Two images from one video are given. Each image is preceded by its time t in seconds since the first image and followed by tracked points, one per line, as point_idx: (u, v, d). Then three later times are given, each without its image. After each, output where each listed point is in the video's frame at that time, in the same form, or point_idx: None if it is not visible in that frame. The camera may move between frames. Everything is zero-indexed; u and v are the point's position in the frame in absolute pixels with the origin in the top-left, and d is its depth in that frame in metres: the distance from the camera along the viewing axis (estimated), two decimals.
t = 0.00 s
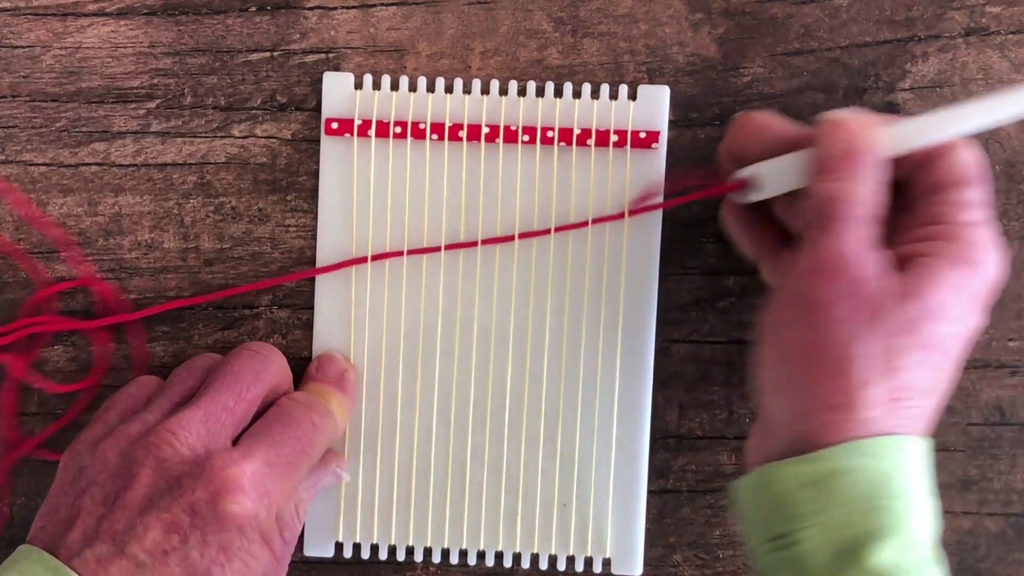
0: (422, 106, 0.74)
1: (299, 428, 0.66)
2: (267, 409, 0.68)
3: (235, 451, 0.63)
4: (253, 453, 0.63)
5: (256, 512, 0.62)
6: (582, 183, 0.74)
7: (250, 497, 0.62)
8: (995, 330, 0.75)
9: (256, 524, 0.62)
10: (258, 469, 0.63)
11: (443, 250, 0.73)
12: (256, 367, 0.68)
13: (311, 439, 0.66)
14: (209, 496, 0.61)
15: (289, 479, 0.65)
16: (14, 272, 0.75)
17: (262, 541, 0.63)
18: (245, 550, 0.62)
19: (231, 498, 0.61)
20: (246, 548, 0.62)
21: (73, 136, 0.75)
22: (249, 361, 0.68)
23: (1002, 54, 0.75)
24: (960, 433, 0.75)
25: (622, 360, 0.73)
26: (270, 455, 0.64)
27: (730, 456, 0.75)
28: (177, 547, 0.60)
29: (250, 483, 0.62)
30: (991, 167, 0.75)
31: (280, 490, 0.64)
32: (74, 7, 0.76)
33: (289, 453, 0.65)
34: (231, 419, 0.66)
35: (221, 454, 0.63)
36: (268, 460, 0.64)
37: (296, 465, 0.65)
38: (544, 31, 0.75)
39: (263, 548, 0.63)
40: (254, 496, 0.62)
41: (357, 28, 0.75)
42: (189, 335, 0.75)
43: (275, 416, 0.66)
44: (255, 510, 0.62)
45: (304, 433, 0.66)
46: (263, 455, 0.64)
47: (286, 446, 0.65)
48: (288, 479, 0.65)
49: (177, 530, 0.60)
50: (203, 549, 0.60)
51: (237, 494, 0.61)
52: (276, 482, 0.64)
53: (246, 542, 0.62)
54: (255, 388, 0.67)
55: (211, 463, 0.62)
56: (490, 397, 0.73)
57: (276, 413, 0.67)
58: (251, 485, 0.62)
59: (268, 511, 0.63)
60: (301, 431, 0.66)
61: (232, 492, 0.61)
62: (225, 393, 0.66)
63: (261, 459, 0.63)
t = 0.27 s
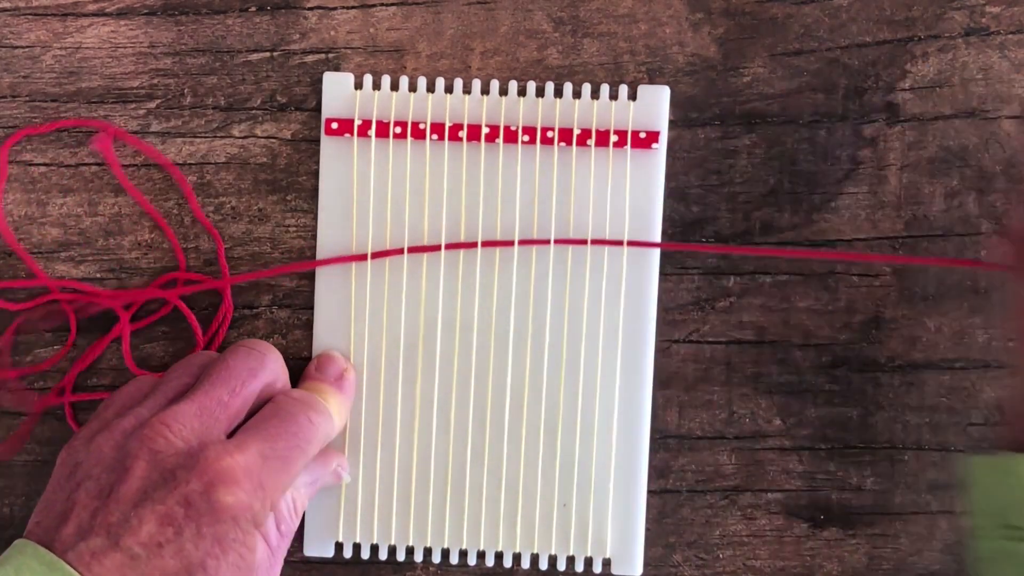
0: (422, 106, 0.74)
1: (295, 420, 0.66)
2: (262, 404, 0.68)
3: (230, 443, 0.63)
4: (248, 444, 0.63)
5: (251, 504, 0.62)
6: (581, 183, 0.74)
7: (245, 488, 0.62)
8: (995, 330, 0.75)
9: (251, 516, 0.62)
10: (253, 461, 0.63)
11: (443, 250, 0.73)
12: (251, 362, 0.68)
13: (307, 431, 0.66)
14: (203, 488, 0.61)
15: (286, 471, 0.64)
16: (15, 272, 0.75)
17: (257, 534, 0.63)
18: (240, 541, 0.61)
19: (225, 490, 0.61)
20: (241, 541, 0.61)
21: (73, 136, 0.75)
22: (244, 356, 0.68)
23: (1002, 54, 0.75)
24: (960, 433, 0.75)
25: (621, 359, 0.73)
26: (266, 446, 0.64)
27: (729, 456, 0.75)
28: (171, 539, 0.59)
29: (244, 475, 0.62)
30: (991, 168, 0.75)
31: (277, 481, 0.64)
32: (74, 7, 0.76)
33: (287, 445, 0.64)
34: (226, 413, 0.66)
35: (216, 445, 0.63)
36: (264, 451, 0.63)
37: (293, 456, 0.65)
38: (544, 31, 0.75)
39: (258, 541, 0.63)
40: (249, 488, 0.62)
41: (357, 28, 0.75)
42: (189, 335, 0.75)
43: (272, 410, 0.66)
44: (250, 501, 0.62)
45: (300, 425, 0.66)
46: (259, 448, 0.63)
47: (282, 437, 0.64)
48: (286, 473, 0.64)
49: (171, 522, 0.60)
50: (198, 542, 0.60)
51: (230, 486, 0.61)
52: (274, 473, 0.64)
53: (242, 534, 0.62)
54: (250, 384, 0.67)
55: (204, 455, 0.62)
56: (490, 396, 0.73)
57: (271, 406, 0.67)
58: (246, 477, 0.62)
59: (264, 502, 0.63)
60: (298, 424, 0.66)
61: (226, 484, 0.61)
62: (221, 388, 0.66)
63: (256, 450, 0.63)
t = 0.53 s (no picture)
0: (422, 106, 0.74)
1: (295, 416, 0.66)
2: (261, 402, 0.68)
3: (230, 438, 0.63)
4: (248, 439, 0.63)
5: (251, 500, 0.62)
6: (581, 183, 0.74)
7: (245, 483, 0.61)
8: (995, 330, 0.75)
9: (252, 512, 0.62)
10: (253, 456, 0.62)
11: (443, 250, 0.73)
12: (251, 360, 0.68)
13: (307, 428, 0.66)
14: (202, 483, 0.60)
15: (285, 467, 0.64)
16: (15, 272, 0.75)
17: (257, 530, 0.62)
18: (240, 537, 0.61)
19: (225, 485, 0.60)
20: (241, 537, 0.61)
21: (72, 136, 0.75)
22: (244, 354, 0.68)
23: (1002, 54, 0.75)
24: (961, 433, 0.75)
25: (621, 359, 0.73)
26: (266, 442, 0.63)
27: (729, 456, 0.75)
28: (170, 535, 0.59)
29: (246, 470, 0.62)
30: (991, 167, 0.75)
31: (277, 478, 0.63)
32: (74, 7, 0.76)
33: (287, 441, 0.64)
34: (225, 411, 0.66)
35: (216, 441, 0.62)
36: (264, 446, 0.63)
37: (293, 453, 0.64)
38: (544, 31, 0.75)
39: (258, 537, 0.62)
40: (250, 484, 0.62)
41: (357, 28, 0.75)
42: (188, 335, 0.75)
43: (271, 406, 0.66)
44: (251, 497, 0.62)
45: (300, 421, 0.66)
46: (257, 443, 0.63)
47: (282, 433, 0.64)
48: (284, 468, 0.64)
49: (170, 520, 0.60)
50: (196, 538, 0.59)
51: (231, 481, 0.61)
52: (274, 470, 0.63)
53: (241, 530, 0.61)
54: (249, 382, 0.67)
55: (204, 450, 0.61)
56: (490, 396, 0.73)
57: (271, 403, 0.66)
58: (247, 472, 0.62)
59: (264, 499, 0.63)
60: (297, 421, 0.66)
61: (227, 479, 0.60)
62: (219, 386, 0.66)
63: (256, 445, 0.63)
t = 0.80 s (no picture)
0: (422, 106, 0.74)
1: (304, 428, 0.66)
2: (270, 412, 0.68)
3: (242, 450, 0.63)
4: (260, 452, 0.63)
5: (265, 512, 0.61)
6: (581, 183, 0.73)
7: (259, 496, 0.61)
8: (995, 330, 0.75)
9: (265, 524, 0.62)
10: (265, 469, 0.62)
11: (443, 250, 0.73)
12: (261, 373, 0.68)
13: (316, 440, 0.66)
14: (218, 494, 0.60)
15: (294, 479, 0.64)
16: (15, 271, 0.75)
17: (270, 542, 0.62)
18: (253, 549, 0.60)
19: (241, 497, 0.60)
20: (256, 549, 0.61)
21: (73, 136, 0.75)
22: (254, 364, 0.69)
23: (1002, 54, 0.75)
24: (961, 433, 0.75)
25: (622, 359, 0.73)
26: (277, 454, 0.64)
27: (729, 456, 0.75)
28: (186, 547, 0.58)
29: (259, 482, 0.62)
30: (991, 167, 0.75)
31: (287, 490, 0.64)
32: (74, 7, 0.76)
33: (296, 452, 0.65)
34: (237, 421, 0.66)
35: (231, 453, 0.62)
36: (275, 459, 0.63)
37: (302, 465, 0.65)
38: (544, 31, 0.75)
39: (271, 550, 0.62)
40: (263, 497, 0.62)
41: (357, 28, 0.75)
42: (188, 335, 0.75)
43: (280, 418, 0.66)
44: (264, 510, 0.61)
45: (309, 434, 0.66)
46: (271, 454, 0.63)
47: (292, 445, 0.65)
48: (295, 479, 0.64)
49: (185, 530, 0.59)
50: (212, 550, 0.59)
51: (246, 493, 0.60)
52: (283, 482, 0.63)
53: (256, 542, 0.61)
54: (259, 393, 0.67)
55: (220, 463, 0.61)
56: (490, 396, 0.73)
57: (281, 415, 0.67)
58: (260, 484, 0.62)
59: (276, 511, 0.63)
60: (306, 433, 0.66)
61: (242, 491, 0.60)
62: (231, 396, 0.66)
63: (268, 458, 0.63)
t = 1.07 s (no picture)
0: (422, 106, 0.74)
1: (308, 427, 0.66)
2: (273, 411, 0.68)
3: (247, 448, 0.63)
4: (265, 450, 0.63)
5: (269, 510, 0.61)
6: (581, 183, 0.73)
7: (263, 494, 0.61)
8: (995, 330, 0.75)
9: (268, 523, 0.61)
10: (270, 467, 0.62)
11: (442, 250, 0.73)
12: (264, 372, 0.68)
13: (319, 438, 0.66)
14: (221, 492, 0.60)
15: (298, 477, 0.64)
16: (14, 271, 0.75)
17: (272, 540, 0.62)
18: (256, 547, 0.60)
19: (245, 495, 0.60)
20: (258, 548, 0.60)
21: (73, 135, 0.75)
22: (257, 364, 0.69)
23: (1002, 54, 0.75)
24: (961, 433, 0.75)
25: (622, 359, 0.73)
26: (281, 452, 0.63)
27: (729, 456, 0.75)
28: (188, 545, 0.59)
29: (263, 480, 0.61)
30: (991, 167, 0.75)
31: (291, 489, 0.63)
32: (74, 7, 0.76)
33: (299, 451, 0.65)
34: (242, 420, 0.66)
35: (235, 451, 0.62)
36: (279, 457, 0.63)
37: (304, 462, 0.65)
38: (544, 31, 0.75)
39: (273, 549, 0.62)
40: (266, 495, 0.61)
41: (357, 28, 0.75)
42: (189, 335, 0.75)
43: (283, 416, 0.66)
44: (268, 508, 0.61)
45: (313, 432, 0.66)
46: (275, 453, 0.63)
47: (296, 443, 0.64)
48: (297, 477, 0.64)
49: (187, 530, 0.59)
50: (215, 548, 0.59)
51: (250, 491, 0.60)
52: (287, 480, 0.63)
53: (258, 541, 0.61)
54: (263, 393, 0.67)
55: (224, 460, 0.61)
56: (490, 396, 0.73)
57: (284, 413, 0.67)
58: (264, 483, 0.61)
59: (280, 509, 0.62)
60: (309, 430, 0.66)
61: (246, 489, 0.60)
62: (236, 395, 0.66)
63: (273, 456, 0.63)
